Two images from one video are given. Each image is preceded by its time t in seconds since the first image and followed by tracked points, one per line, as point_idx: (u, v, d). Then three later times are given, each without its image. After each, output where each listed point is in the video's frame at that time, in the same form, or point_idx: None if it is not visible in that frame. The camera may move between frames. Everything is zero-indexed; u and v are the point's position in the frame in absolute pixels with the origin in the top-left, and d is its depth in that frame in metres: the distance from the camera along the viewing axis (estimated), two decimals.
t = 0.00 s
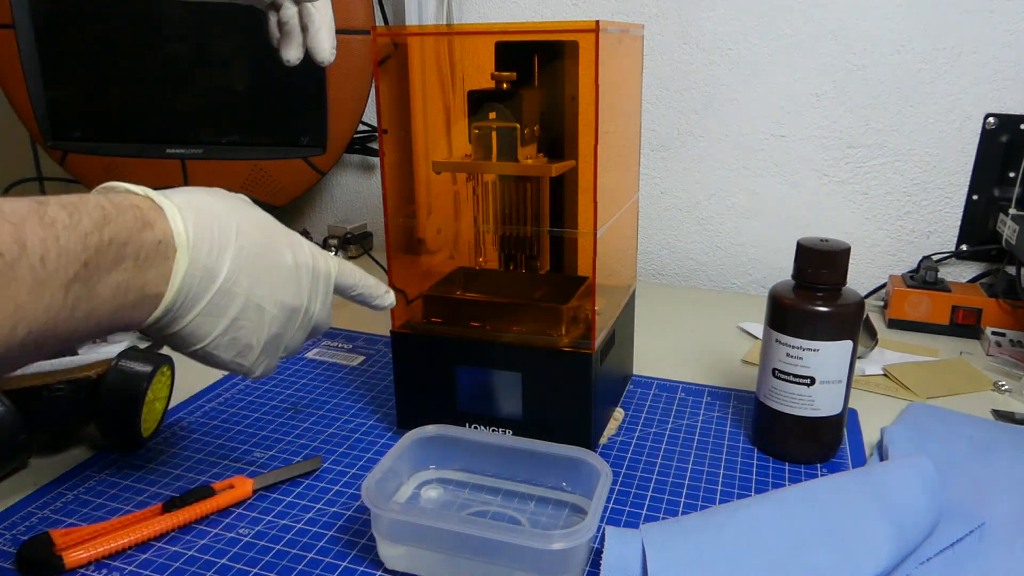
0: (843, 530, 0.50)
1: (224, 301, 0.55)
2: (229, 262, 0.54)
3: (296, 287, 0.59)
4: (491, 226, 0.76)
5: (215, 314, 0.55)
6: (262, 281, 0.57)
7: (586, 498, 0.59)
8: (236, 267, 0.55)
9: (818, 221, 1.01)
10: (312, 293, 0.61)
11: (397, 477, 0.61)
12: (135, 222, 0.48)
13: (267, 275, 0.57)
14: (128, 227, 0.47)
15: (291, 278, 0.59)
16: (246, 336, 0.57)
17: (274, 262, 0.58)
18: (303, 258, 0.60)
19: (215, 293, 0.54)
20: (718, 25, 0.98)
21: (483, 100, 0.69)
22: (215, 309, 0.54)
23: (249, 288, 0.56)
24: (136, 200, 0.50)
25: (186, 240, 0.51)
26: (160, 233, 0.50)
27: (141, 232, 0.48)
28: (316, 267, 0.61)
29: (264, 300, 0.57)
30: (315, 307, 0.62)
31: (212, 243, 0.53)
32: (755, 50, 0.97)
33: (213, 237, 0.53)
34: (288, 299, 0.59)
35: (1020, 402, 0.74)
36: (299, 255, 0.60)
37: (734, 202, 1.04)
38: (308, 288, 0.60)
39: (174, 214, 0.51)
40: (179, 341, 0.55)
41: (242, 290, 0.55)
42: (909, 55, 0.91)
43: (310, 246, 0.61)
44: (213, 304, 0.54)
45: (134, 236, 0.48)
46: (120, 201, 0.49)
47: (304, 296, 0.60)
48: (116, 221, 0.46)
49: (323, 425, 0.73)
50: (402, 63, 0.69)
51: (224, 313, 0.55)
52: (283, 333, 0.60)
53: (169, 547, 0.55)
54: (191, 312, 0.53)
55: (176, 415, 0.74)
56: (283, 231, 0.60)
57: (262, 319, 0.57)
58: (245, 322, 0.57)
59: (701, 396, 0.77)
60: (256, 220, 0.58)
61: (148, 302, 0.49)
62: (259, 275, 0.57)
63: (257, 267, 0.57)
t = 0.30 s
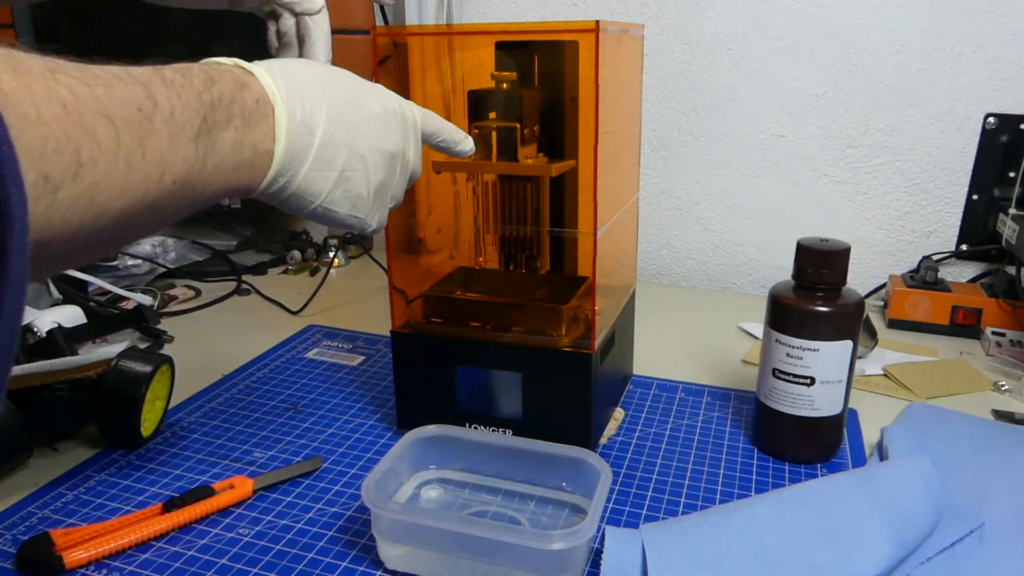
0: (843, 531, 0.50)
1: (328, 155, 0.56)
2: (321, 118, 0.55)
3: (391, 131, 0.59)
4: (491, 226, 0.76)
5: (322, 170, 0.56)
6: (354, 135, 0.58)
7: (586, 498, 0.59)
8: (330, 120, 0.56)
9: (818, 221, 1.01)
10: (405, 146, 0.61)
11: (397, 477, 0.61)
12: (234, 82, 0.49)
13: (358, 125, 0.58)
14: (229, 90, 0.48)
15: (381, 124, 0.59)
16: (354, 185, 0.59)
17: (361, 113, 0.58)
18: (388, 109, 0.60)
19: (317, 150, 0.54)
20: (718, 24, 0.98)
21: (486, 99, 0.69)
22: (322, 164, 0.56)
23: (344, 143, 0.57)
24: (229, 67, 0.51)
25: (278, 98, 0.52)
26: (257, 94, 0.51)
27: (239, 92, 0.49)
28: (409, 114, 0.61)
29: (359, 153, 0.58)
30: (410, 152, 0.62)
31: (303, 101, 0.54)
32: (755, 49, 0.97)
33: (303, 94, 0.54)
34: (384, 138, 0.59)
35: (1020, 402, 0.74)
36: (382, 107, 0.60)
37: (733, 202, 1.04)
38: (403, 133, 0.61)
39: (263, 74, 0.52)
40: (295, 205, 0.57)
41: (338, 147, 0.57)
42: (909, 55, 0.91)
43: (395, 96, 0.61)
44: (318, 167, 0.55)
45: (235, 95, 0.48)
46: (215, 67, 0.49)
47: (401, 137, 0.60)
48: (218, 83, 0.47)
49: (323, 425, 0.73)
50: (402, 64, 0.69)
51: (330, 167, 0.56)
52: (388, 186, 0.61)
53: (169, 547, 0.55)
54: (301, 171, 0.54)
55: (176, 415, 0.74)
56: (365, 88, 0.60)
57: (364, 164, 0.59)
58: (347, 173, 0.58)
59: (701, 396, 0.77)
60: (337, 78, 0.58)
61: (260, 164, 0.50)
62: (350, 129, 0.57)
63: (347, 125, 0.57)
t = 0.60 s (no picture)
0: (843, 531, 0.50)
1: (286, 192, 0.55)
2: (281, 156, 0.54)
3: (345, 165, 0.60)
4: (491, 226, 0.76)
5: (280, 207, 0.55)
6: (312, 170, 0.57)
7: (587, 497, 0.59)
8: (288, 156, 0.55)
9: (818, 221, 1.01)
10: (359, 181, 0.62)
11: (397, 478, 0.61)
12: (190, 122, 0.48)
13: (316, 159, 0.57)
14: (188, 128, 0.47)
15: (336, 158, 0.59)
16: (312, 218, 0.58)
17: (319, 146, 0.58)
18: (342, 142, 0.60)
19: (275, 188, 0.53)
20: (717, 25, 0.98)
21: (485, 99, 0.69)
22: (280, 201, 0.54)
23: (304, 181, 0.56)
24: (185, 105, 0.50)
25: (237, 136, 0.51)
26: (215, 133, 0.50)
27: (198, 131, 0.48)
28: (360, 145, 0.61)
29: (318, 188, 0.58)
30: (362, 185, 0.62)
31: (262, 139, 0.52)
32: (755, 49, 0.97)
33: (261, 131, 0.53)
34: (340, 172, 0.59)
35: (1020, 402, 0.74)
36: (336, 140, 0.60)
37: (733, 202, 1.04)
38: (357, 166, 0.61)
39: (219, 112, 0.51)
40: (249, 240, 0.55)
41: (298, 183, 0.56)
42: (909, 55, 0.91)
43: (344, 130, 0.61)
44: (277, 204, 0.54)
45: (194, 134, 0.48)
46: (171, 106, 0.48)
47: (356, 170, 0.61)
48: (175, 122, 0.46)
49: (322, 425, 0.73)
50: (402, 63, 0.69)
51: (289, 203, 0.55)
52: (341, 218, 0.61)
53: (169, 547, 0.55)
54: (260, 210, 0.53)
55: (176, 415, 0.74)
56: (316, 121, 0.59)
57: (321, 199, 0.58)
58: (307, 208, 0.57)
59: (701, 396, 0.77)
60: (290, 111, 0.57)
61: (220, 204, 0.49)
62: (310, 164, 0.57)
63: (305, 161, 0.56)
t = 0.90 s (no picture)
0: (843, 531, 0.50)
1: (249, 222, 0.56)
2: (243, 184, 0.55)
3: (311, 191, 0.61)
4: (491, 226, 0.76)
5: (245, 235, 0.56)
6: (279, 196, 0.58)
7: (586, 498, 0.59)
8: (251, 184, 0.56)
9: (818, 221, 1.01)
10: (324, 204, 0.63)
11: (397, 478, 0.61)
12: (148, 154, 0.49)
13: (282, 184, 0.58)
14: (145, 158, 0.48)
15: (303, 182, 0.60)
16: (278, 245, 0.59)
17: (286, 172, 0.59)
18: (308, 168, 0.61)
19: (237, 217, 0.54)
20: (717, 24, 0.98)
21: (484, 100, 0.70)
22: (244, 229, 0.55)
23: (269, 208, 0.57)
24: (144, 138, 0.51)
25: (197, 165, 0.52)
26: (173, 164, 0.51)
27: (156, 162, 0.49)
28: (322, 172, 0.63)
29: (284, 213, 0.58)
30: (328, 212, 0.63)
31: (224, 167, 0.53)
32: (755, 50, 0.97)
33: (222, 160, 0.54)
34: (306, 196, 0.60)
35: (1020, 402, 0.74)
36: (302, 166, 0.61)
37: (733, 202, 1.04)
38: (322, 192, 0.62)
39: (179, 142, 0.52)
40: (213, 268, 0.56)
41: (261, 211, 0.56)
42: (909, 55, 0.91)
43: (309, 156, 0.62)
44: (240, 233, 0.55)
45: (151, 165, 0.49)
46: (127, 139, 0.49)
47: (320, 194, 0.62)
48: (131, 155, 0.47)
49: (322, 425, 0.73)
50: (402, 63, 0.69)
51: (254, 230, 0.56)
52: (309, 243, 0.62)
53: (169, 547, 0.55)
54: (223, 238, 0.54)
55: (176, 415, 0.74)
56: (281, 147, 0.60)
57: (287, 226, 0.59)
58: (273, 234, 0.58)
59: (701, 396, 0.77)
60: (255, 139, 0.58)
61: (181, 235, 0.50)
62: (276, 190, 0.58)
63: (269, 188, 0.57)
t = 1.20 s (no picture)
0: (843, 531, 0.50)
1: (238, 339, 0.48)
2: (235, 291, 0.47)
3: (321, 310, 0.50)
4: (491, 226, 0.76)
5: (238, 337, 0.48)
6: (280, 304, 0.49)
7: (586, 498, 0.59)
8: (240, 305, 0.47)
9: (818, 221, 1.01)
10: (347, 313, 0.51)
11: (397, 478, 0.61)
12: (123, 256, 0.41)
13: (293, 267, 0.49)
14: (113, 263, 0.40)
15: (312, 323, 0.50)
16: (276, 376, 0.51)
17: (304, 256, 0.50)
18: (328, 266, 0.51)
19: (223, 324, 0.47)
20: (717, 25, 0.98)
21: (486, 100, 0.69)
22: (228, 348, 0.48)
23: (266, 316, 0.48)
24: (130, 230, 0.44)
25: (178, 277, 0.44)
26: (149, 269, 0.43)
27: (129, 265, 0.42)
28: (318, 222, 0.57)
29: (285, 330, 0.49)
30: (357, 332, 0.53)
31: (206, 259, 0.46)
32: (755, 50, 0.97)
33: (207, 253, 0.46)
34: (317, 327, 0.50)
35: (1020, 402, 0.74)
36: (318, 257, 0.51)
37: (733, 202, 1.04)
38: (346, 314, 0.52)
39: (167, 242, 0.45)
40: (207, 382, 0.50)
41: (259, 312, 0.48)
42: (909, 55, 0.91)
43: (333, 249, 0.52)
44: (229, 336, 0.47)
45: (121, 276, 0.41)
46: (107, 232, 0.42)
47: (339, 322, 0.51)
48: (98, 253, 0.40)
49: (322, 425, 0.73)
50: (403, 63, 0.69)
51: (238, 352, 0.48)
52: (316, 362, 0.52)
53: (169, 547, 0.55)
54: (206, 341, 0.46)
55: (176, 415, 0.74)
56: (303, 237, 0.51)
57: (283, 356, 0.50)
58: (267, 355, 0.49)
59: (701, 396, 0.77)
60: (268, 217, 0.51)
61: (142, 347, 0.43)
62: (282, 284, 0.49)
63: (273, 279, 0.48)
